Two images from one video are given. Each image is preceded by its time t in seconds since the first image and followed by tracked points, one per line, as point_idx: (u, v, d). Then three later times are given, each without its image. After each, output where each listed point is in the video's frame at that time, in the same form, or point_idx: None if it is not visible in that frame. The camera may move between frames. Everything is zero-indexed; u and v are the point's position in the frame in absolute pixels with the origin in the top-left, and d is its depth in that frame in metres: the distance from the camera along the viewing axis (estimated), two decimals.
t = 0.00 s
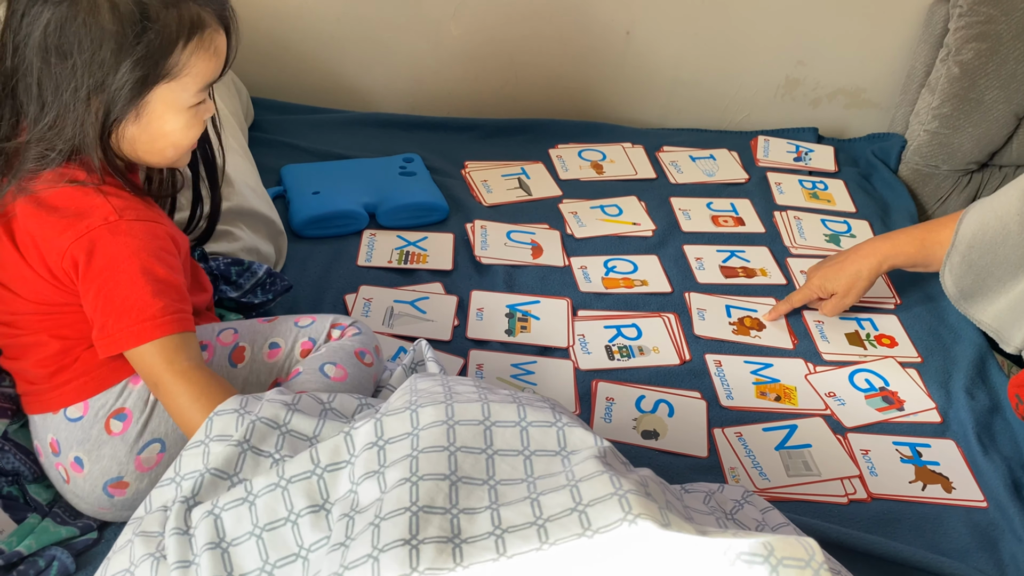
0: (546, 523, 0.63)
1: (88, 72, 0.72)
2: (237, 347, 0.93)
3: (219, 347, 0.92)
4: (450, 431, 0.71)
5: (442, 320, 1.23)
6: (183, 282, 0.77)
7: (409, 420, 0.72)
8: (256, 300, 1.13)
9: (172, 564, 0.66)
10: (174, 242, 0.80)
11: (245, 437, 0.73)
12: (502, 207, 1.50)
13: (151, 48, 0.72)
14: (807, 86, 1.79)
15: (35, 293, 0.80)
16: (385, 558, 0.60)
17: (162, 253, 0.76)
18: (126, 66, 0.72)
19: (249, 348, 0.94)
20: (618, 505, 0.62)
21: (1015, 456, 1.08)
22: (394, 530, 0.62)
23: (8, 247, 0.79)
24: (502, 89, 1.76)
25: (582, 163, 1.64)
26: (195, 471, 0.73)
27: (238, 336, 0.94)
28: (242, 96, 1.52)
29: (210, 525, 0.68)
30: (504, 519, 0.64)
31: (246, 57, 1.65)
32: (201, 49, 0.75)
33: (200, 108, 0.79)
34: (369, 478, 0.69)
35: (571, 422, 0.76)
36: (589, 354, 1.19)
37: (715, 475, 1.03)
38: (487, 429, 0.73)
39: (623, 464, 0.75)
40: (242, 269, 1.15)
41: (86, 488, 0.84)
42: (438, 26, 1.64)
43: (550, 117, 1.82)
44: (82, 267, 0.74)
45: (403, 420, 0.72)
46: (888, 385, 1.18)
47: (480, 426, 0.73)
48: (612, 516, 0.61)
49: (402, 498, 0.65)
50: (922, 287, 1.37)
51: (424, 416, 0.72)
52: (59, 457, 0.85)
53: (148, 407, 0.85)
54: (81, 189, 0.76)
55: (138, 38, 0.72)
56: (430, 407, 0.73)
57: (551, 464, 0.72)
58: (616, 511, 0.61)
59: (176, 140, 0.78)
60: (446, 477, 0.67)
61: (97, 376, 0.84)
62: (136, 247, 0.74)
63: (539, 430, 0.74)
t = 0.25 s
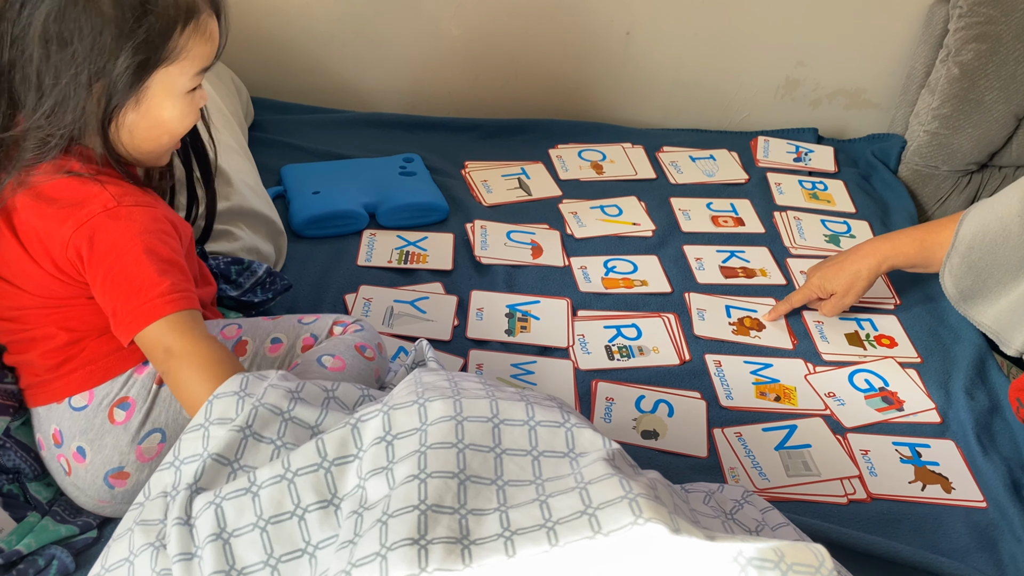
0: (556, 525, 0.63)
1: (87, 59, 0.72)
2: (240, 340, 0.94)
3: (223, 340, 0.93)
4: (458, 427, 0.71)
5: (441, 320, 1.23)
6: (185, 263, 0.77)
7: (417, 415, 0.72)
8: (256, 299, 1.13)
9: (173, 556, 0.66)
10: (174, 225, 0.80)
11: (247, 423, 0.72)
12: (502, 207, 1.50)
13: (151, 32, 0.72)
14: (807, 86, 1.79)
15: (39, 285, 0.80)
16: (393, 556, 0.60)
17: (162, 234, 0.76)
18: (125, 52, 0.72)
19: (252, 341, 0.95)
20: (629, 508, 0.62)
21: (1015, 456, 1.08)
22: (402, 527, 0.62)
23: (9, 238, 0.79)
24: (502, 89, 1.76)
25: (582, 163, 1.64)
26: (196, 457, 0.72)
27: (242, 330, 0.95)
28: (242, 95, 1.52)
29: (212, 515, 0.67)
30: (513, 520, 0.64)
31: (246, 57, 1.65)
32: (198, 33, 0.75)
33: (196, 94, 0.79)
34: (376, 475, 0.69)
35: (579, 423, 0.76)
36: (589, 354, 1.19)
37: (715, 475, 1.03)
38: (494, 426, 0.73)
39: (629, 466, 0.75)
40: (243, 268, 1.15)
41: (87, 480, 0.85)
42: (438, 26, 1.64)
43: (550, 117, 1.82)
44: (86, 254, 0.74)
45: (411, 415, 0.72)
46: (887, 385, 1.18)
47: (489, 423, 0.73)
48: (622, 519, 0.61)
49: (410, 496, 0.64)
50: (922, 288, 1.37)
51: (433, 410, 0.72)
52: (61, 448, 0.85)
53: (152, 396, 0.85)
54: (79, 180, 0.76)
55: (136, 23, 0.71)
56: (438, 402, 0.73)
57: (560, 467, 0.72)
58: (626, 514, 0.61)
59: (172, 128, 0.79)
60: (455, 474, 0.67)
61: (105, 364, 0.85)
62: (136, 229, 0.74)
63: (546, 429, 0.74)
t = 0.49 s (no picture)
0: (550, 528, 0.64)
1: (101, 50, 0.72)
2: (238, 360, 0.93)
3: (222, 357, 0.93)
4: (447, 427, 0.71)
5: (441, 320, 1.23)
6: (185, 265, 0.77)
7: (404, 413, 0.71)
8: (256, 299, 1.13)
9: (156, 566, 0.63)
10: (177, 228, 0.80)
11: (223, 424, 0.69)
12: (502, 207, 1.50)
13: (164, 21, 0.73)
14: (807, 87, 1.79)
15: (40, 286, 0.80)
16: (386, 561, 0.59)
17: (162, 235, 0.75)
18: (138, 43, 0.73)
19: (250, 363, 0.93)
20: (623, 509, 0.63)
21: (1014, 457, 1.08)
22: (393, 533, 0.61)
23: (12, 239, 0.79)
24: (502, 90, 1.76)
25: (582, 164, 1.64)
26: (170, 458, 0.68)
27: (242, 351, 0.94)
28: (243, 95, 1.52)
29: (193, 522, 0.64)
30: (507, 524, 0.65)
31: (247, 57, 1.65)
32: (207, 23, 0.77)
33: (201, 86, 0.80)
34: (364, 476, 0.67)
35: (568, 421, 0.77)
36: (589, 355, 1.20)
37: (714, 476, 1.03)
38: (484, 428, 0.73)
39: (621, 464, 0.76)
40: (243, 269, 1.15)
41: (81, 484, 0.85)
42: (438, 26, 1.64)
43: (550, 117, 1.82)
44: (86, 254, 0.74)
45: (397, 413, 0.70)
46: (887, 386, 1.18)
47: (478, 425, 0.72)
48: (616, 521, 0.62)
49: (401, 499, 0.64)
50: (921, 289, 1.37)
51: (420, 409, 0.71)
52: (56, 452, 0.86)
53: (142, 405, 0.84)
54: (82, 178, 0.76)
55: (149, 13, 0.72)
56: (426, 400, 0.72)
57: (551, 465, 0.72)
58: (621, 515, 0.62)
59: (181, 118, 0.80)
60: (445, 479, 0.67)
61: (101, 369, 0.84)
62: (136, 230, 0.74)
63: (537, 427, 0.75)
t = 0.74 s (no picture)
0: (543, 528, 0.64)
1: (124, 56, 0.74)
2: (240, 378, 0.93)
3: (225, 372, 0.93)
4: (438, 427, 0.70)
5: (442, 320, 1.23)
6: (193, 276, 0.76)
7: (393, 413, 0.71)
8: (258, 299, 1.14)
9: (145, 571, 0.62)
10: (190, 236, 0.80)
11: (206, 427, 0.68)
12: (503, 207, 1.50)
13: (187, 30, 0.75)
14: (807, 87, 1.79)
15: (44, 281, 0.81)
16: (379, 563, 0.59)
17: (173, 244, 0.75)
18: (160, 51, 0.74)
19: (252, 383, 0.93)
20: (615, 507, 0.63)
21: (1014, 457, 1.08)
22: (384, 536, 0.60)
23: (23, 239, 0.80)
24: (502, 89, 1.77)
25: (582, 164, 1.64)
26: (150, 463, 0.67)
27: (247, 369, 0.94)
28: (244, 95, 1.53)
29: (181, 526, 0.63)
30: (500, 523, 0.65)
31: (248, 56, 1.65)
32: (228, 33, 0.79)
33: (218, 94, 0.82)
34: (355, 477, 0.67)
35: (560, 418, 0.77)
36: (589, 354, 1.20)
37: (714, 475, 1.03)
38: (474, 426, 0.73)
39: (613, 459, 0.76)
40: (244, 268, 1.15)
41: (82, 485, 0.85)
42: (439, 26, 1.65)
43: (551, 117, 1.82)
44: (95, 255, 0.74)
45: (387, 413, 0.70)
46: (887, 385, 1.19)
47: (467, 424, 0.72)
48: (609, 519, 0.62)
49: (394, 501, 0.63)
50: (921, 289, 1.37)
51: (410, 409, 0.71)
52: (58, 452, 0.86)
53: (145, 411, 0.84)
54: (96, 180, 0.77)
55: (172, 22, 0.74)
56: (415, 400, 0.72)
57: (543, 461, 0.73)
58: (614, 514, 0.62)
59: (198, 126, 0.81)
60: (437, 480, 0.67)
61: (107, 373, 0.85)
62: (145, 237, 0.74)
63: (527, 426, 0.75)
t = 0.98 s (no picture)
0: (509, 528, 0.66)
1: (143, 59, 0.75)
2: (221, 416, 0.85)
3: (208, 406, 0.86)
4: (394, 435, 0.71)
5: (442, 319, 1.23)
6: (178, 300, 0.77)
7: (346, 422, 0.71)
8: (259, 299, 1.15)
9: None
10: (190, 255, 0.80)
11: (143, 453, 0.67)
12: (503, 206, 1.50)
13: (207, 36, 0.75)
14: (808, 87, 1.79)
15: (49, 279, 0.81)
16: None
17: (166, 262, 0.76)
18: (179, 56, 0.75)
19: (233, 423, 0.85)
20: (580, 502, 0.64)
21: (1014, 457, 1.08)
22: (349, 550, 0.61)
23: (33, 238, 0.80)
24: (502, 89, 1.76)
25: (582, 163, 1.64)
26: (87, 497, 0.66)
27: (232, 407, 0.86)
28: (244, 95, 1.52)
29: (133, 552, 0.62)
30: (465, 527, 0.66)
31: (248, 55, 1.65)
32: (248, 41, 0.79)
33: (237, 101, 0.82)
34: (309, 485, 0.66)
35: (514, 412, 0.78)
36: (589, 354, 1.20)
37: (714, 475, 1.03)
38: (430, 431, 0.73)
39: (573, 449, 0.79)
40: (244, 268, 1.15)
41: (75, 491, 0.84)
42: (439, 25, 1.64)
43: (551, 116, 1.82)
44: (91, 257, 0.75)
45: (339, 422, 0.70)
46: (887, 385, 1.18)
47: (423, 428, 0.73)
48: (574, 514, 0.64)
49: (355, 513, 0.63)
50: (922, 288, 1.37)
51: (363, 417, 0.71)
52: (51, 457, 0.86)
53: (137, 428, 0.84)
54: (107, 183, 0.77)
55: (193, 27, 0.75)
56: (368, 409, 0.72)
57: (501, 454, 0.73)
58: (579, 508, 0.64)
59: (216, 132, 0.81)
60: (398, 488, 0.67)
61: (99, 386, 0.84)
62: (142, 249, 0.75)
63: (483, 422, 0.75)
